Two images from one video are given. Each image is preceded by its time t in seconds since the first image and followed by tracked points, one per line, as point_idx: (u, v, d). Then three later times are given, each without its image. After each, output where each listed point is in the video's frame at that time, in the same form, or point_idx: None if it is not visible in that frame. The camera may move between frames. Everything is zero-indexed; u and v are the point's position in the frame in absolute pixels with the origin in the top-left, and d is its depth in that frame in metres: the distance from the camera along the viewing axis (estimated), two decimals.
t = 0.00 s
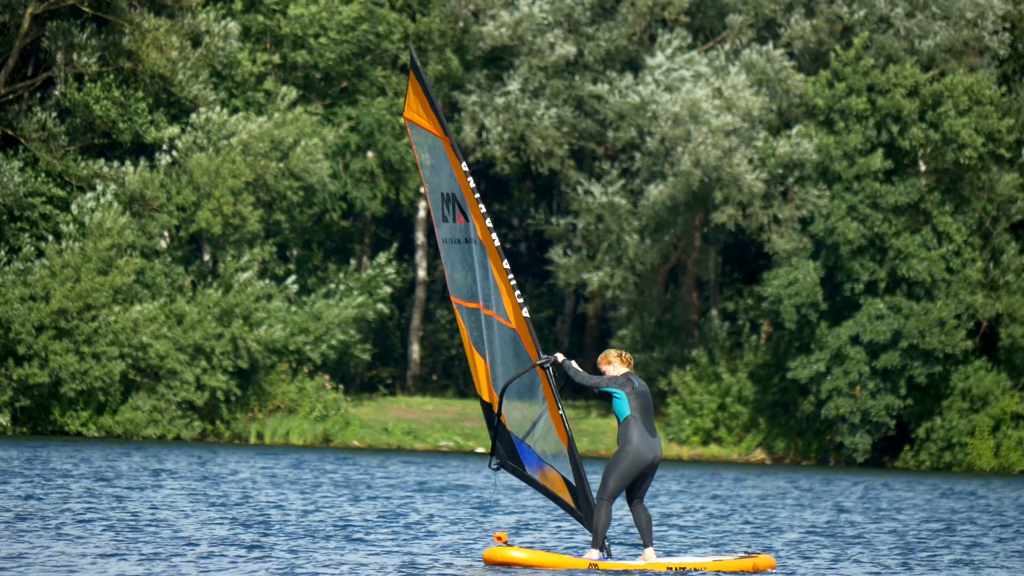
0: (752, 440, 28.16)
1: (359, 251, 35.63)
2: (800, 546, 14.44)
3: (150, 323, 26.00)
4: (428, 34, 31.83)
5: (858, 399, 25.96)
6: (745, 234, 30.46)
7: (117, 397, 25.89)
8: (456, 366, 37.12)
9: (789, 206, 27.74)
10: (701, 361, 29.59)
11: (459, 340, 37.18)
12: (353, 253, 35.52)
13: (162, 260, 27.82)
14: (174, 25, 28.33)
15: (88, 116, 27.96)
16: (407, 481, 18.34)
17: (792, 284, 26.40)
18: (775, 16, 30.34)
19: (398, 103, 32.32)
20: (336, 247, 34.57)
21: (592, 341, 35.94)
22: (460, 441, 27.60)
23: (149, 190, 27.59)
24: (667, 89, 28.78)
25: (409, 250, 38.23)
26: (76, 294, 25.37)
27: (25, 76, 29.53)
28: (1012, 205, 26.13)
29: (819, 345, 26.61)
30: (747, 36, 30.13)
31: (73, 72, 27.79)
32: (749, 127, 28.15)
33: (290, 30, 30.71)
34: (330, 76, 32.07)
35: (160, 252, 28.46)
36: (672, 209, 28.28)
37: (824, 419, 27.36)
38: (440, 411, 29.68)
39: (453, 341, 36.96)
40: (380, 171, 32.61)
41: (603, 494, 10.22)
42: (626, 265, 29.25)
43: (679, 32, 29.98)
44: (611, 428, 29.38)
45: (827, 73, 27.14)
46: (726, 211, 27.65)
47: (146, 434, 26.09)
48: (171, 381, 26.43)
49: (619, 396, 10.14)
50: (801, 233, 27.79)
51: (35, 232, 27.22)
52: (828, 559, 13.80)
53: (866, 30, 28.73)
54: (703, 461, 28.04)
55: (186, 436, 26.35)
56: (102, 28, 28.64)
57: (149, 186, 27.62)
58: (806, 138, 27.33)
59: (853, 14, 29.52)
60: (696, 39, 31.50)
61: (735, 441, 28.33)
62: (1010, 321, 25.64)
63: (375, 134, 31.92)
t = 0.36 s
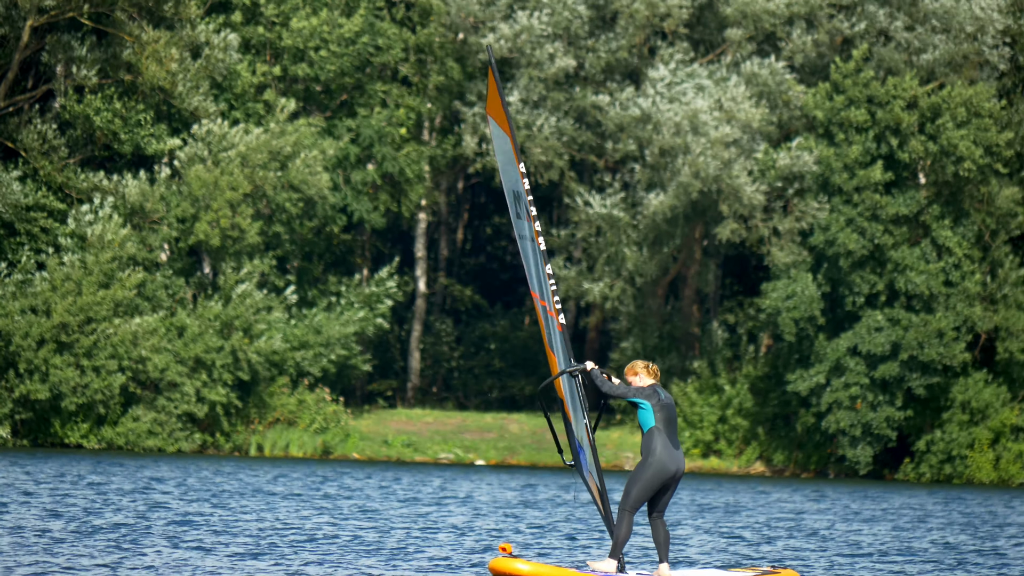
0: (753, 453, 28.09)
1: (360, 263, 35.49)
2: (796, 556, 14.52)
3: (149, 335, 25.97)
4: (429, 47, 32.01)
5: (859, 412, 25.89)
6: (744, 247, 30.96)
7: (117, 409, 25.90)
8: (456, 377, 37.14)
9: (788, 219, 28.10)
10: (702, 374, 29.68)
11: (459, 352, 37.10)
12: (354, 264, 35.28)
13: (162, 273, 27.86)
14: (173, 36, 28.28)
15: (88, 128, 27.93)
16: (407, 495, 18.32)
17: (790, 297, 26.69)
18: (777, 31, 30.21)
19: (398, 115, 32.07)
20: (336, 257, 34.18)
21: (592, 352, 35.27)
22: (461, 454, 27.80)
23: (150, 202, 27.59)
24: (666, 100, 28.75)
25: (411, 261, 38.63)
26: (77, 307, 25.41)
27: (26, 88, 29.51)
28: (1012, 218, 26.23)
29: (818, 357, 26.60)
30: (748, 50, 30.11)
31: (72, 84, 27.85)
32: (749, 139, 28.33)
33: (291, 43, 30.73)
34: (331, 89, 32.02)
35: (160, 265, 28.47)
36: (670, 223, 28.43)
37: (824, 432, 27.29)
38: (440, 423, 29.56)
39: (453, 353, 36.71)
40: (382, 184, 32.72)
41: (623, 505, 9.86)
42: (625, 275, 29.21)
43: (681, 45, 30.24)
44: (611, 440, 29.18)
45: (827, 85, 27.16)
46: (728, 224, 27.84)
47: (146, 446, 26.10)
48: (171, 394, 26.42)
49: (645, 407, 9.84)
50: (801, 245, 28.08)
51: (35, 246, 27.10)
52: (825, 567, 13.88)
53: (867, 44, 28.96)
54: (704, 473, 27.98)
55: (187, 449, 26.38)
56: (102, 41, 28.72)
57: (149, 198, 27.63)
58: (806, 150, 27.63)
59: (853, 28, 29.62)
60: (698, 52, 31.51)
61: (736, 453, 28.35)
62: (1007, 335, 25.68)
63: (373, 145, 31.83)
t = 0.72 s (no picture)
0: (750, 465, 28.22)
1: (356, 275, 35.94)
2: (802, 565, 14.52)
3: (145, 349, 25.95)
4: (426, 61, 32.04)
5: (856, 426, 25.96)
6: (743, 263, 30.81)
7: (114, 423, 25.86)
8: (452, 393, 37.15)
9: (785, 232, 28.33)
10: (701, 388, 29.72)
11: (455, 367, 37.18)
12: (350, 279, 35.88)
13: (160, 286, 27.87)
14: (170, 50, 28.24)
15: (85, 141, 27.89)
16: (407, 506, 18.34)
17: (788, 313, 26.79)
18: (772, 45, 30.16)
19: (395, 129, 32.68)
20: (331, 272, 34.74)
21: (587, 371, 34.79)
22: (457, 467, 27.87)
23: (147, 217, 27.60)
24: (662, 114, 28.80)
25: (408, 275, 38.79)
26: (74, 321, 25.32)
27: (23, 102, 29.44)
28: (1009, 232, 26.22)
29: (814, 371, 26.70)
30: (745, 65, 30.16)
31: (69, 99, 27.77)
32: (744, 152, 28.59)
33: (286, 57, 30.94)
34: (327, 102, 32.35)
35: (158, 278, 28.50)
36: (666, 233, 28.81)
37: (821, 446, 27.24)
38: (437, 436, 29.63)
39: (449, 366, 37.03)
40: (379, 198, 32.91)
41: (645, 523, 9.67)
42: (620, 289, 29.13)
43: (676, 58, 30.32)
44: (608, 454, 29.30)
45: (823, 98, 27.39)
46: (726, 237, 28.08)
47: (144, 460, 26.09)
48: (169, 408, 26.43)
49: (659, 421, 9.59)
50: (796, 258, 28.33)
51: (31, 259, 27.03)
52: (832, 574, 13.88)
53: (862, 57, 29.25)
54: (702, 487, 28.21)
55: (184, 463, 26.41)
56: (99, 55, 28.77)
57: (146, 213, 27.62)
58: (802, 164, 27.73)
59: (849, 43, 29.83)
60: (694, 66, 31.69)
61: (733, 467, 28.40)
62: (1002, 350, 25.65)
63: (371, 160, 32.39)
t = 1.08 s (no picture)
0: (734, 479, 28.05)
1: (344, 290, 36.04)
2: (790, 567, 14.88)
3: (131, 360, 26.12)
4: (412, 75, 32.02)
5: (842, 439, 25.87)
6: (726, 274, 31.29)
7: (100, 435, 25.98)
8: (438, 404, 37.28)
9: (772, 245, 28.22)
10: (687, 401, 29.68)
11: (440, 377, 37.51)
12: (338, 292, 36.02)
13: (145, 299, 27.87)
14: (158, 64, 28.43)
15: (72, 154, 28.07)
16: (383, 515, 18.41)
17: (777, 327, 26.63)
18: (758, 56, 30.13)
19: (381, 142, 32.71)
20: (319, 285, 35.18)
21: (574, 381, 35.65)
22: (442, 479, 27.51)
23: (133, 230, 27.70)
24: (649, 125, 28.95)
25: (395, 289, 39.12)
26: (58, 333, 25.58)
27: (11, 115, 29.73)
28: (997, 245, 26.42)
29: (800, 384, 26.87)
30: (730, 77, 30.23)
31: (57, 111, 28.16)
32: (731, 163, 28.46)
33: (270, 70, 30.78)
34: (314, 115, 32.52)
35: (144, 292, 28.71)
36: (654, 245, 28.72)
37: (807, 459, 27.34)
38: (422, 449, 29.25)
39: (433, 378, 37.36)
40: (363, 213, 32.66)
41: (653, 533, 10.23)
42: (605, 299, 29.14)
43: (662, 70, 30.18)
44: (594, 466, 28.86)
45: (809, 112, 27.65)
46: (711, 248, 28.33)
47: (129, 472, 26.23)
48: (153, 420, 26.48)
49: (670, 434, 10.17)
50: (784, 271, 28.26)
51: (18, 270, 27.29)
52: None
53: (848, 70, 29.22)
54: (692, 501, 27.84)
55: (169, 474, 26.53)
56: (87, 69, 29.05)
57: (133, 226, 27.74)
58: (788, 176, 27.69)
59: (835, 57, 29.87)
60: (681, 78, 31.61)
61: (718, 479, 28.29)
62: (992, 362, 25.60)
63: (359, 172, 32.38)
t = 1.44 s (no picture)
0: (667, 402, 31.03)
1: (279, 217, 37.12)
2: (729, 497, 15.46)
3: (67, 286, 28.11)
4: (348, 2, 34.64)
5: (776, 363, 29.45)
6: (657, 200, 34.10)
7: (34, 360, 28.09)
8: (373, 330, 39.55)
9: (706, 173, 31.99)
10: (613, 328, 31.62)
11: (375, 307, 39.75)
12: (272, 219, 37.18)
13: (79, 226, 29.90)
14: None
15: (8, 82, 30.09)
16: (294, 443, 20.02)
17: (712, 256, 30.03)
18: None
19: (315, 70, 34.39)
20: (252, 212, 36.26)
21: (509, 305, 38.77)
22: (377, 405, 29.71)
23: (69, 156, 29.77)
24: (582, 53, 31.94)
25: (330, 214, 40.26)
26: None
27: None
28: (930, 172, 30.53)
29: (735, 311, 30.53)
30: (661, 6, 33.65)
31: None
32: (665, 92, 31.75)
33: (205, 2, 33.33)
34: (246, 43, 34.50)
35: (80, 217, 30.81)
36: (591, 172, 31.51)
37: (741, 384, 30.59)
38: (357, 375, 31.39)
39: (370, 305, 39.70)
40: (297, 141, 34.08)
41: (612, 456, 11.70)
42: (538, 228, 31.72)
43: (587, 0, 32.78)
44: (527, 391, 31.46)
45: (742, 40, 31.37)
46: (646, 174, 31.53)
47: (64, 396, 28.32)
48: (88, 346, 28.37)
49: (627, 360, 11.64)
50: (718, 198, 31.86)
51: None
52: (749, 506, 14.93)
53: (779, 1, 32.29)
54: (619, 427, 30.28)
55: (102, 400, 28.55)
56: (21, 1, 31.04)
57: (68, 152, 29.79)
58: (720, 105, 31.16)
59: None
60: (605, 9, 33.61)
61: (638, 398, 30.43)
62: (929, 288, 29.66)
63: (293, 99, 33.78)
